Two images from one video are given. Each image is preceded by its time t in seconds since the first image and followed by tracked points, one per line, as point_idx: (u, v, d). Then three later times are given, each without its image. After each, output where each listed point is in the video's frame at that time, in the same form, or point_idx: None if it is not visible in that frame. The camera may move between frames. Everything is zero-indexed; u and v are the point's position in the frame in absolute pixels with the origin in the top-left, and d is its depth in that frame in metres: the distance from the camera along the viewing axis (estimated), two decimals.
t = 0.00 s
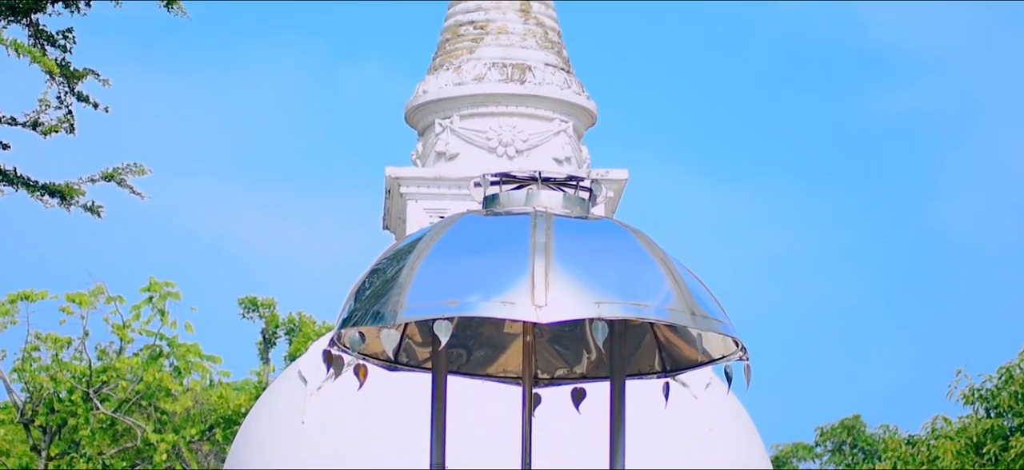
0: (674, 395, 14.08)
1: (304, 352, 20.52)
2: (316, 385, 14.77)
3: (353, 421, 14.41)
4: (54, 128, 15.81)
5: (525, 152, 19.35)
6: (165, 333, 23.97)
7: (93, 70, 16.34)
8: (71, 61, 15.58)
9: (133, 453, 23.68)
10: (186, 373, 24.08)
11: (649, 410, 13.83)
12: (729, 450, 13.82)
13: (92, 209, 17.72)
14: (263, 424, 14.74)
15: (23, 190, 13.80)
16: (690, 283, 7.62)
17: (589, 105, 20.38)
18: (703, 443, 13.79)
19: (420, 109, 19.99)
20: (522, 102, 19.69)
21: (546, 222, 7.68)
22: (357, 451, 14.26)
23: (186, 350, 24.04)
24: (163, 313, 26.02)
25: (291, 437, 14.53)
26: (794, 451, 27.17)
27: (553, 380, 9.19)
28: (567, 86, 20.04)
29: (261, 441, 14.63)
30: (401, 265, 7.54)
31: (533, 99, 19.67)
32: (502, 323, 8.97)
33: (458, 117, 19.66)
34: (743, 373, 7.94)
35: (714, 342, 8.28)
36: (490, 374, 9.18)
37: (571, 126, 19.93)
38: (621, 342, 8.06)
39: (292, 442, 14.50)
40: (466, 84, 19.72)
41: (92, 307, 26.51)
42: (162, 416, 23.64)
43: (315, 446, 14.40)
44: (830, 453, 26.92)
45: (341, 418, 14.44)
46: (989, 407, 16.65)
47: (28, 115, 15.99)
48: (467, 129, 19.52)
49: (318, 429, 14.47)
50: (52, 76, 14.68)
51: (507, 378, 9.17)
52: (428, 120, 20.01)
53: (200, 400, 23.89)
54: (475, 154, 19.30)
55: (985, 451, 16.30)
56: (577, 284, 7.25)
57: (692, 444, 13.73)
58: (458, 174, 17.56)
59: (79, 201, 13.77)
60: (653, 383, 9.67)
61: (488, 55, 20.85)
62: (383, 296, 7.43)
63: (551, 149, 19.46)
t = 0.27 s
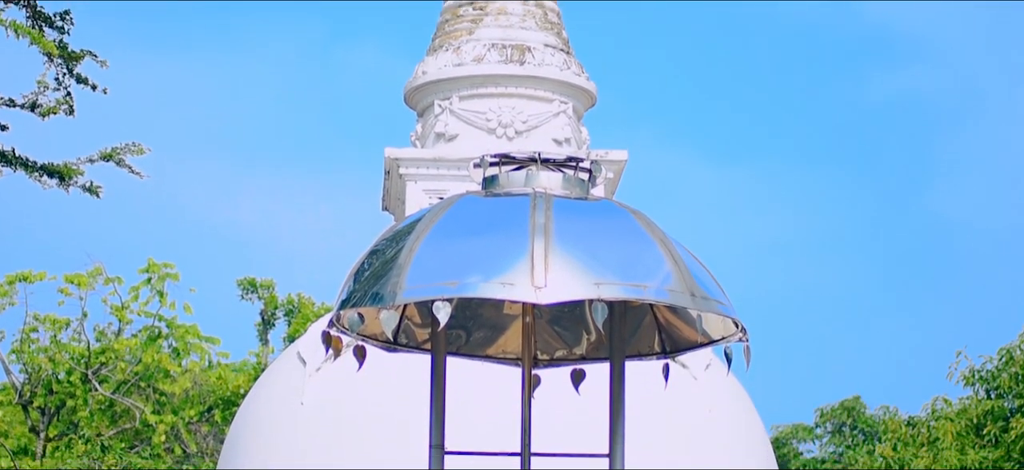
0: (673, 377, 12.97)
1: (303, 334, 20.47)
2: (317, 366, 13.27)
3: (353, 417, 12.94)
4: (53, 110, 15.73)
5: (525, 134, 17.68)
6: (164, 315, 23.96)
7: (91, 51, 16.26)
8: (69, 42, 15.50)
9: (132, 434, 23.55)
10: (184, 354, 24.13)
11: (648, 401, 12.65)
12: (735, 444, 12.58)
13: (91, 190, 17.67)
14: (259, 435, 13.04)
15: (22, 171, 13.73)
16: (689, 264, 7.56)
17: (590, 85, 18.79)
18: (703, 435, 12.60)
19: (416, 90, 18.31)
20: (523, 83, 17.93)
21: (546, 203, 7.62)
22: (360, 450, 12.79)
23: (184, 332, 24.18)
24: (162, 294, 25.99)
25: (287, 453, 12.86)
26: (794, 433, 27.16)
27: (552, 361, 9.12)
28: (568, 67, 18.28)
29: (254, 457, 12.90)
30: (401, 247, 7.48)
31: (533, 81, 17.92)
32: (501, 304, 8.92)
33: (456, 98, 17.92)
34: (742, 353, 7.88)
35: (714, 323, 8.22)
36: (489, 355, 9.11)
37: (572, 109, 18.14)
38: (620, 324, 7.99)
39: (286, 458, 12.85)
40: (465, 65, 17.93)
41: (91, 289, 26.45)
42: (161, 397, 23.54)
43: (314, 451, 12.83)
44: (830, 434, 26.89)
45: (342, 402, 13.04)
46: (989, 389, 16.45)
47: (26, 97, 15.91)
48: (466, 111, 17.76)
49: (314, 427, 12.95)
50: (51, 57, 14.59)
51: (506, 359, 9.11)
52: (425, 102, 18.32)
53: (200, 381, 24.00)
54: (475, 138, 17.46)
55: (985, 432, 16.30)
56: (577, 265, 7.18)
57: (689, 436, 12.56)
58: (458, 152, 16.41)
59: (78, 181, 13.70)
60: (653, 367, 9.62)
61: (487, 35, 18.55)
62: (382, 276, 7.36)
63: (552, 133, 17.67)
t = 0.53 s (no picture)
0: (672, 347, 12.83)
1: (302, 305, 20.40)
2: (316, 338, 12.98)
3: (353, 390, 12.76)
4: (51, 81, 15.63)
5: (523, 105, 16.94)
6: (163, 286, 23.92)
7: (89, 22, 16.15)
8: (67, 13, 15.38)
9: (131, 406, 23.43)
10: (183, 326, 24.13)
11: (649, 375, 12.51)
12: (736, 415, 12.54)
13: (89, 160, 17.58)
14: (257, 407, 12.83)
15: (20, 141, 13.64)
16: (689, 236, 7.49)
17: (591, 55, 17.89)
18: (705, 406, 12.52)
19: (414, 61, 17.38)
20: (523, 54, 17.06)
21: (546, 175, 7.54)
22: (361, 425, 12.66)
23: (183, 302, 24.13)
24: (160, 266, 25.93)
25: (287, 427, 12.68)
26: (794, 405, 27.14)
27: (551, 333, 9.08)
28: (568, 38, 17.37)
29: (253, 431, 12.72)
30: (400, 218, 7.41)
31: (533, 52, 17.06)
32: (501, 275, 8.84)
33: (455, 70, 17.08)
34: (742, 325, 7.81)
35: (714, 294, 8.16)
36: (488, 326, 9.06)
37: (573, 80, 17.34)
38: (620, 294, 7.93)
39: (285, 431, 12.67)
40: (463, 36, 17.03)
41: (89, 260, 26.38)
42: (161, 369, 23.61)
43: (314, 425, 12.67)
44: (830, 406, 26.86)
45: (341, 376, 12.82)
46: (990, 360, 16.57)
47: (24, 68, 15.80)
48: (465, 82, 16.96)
49: (313, 400, 12.75)
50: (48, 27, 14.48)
51: (506, 331, 9.06)
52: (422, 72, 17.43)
53: (199, 353, 23.82)
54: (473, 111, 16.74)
55: (985, 404, 16.21)
56: (577, 236, 7.11)
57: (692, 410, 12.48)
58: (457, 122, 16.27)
59: (77, 151, 13.61)
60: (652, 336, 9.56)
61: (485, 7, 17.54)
62: (381, 248, 7.28)
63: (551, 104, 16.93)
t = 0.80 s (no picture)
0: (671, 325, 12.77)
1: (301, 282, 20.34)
2: (315, 316, 12.81)
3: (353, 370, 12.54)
4: (50, 58, 15.55)
5: (523, 83, 16.78)
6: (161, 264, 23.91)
7: None
8: None
9: (130, 384, 23.33)
10: (182, 304, 24.16)
11: (649, 356, 12.44)
12: (736, 396, 12.48)
13: (88, 137, 17.52)
14: (257, 385, 12.62)
15: (18, 118, 13.57)
16: (689, 213, 7.43)
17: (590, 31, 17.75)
18: (705, 386, 12.45)
19: (412, 39, 17.25)
20: (523, 31, 16.91)
21: (547, 152, 7.48)
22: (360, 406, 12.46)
23: (181, 281, 24.16)
24: (159, 244, 25.90)
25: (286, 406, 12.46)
26: (794, 383, 27.11)
27: (551, 311, 9.03)
28: (568, 15, 17.22)
29: (252, 408, 12.50)
30: (399, 196, 7.35)
31: (533, 29, 16.91)
32: (501, 253, 8.77)
33: (455, 47, 16.94)
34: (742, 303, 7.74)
35: (714, 272, 8.10)
36: (487, 304, 9.01)
37: (572, 58, 17.19)
38: (620, 272, 7.88)
39: (284, 410, 12.45)
40: (463, 12, 16.89)
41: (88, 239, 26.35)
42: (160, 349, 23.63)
43: (313, 404, 12.46)
44: (830, 385, 26.85)
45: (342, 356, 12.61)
46: (990, 339, 16.64)
47: (23, 45, 15.72)
48: (464, 60, 16.83)
49: (313, 379, 12.53)
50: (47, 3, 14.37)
51: (505, 309, 9.00)
52: (421, 50, 17.29)
53: (197, 331, 23.77)
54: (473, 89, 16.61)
55: (985, 383, 16.18)
56: (577, 214, 7.04)
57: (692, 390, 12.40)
58: (457, 100, 16.15)
59: (75, 128, 13.53)
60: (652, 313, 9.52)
61: None
62: (380, 226, 7.21)
63: (551, 82, 16.79)
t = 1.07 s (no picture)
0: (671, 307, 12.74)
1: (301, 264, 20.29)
2: (315, 296, 12.70)
3: (354, 350, 12.38)
4: (48, 38, 15.48)
5: (523, 63, 16.60)
6: (160, 245, 23.89)
7: None
8: None
9: (129, 366, 23.26)
10: (181, 285, 24.19)
11: (649, 337, 12.41)
12: (737, 377, 12.43)
13: (87, 118, 17.46)
14: (256, 367, 12.43)
15: (16, 99, 13.51)
16: (689, 194, 7.38)
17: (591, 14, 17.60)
18: (706, 367, 12.41)
19: (412, 20, 17.12)
20: (522, 11, 16.75)
21: (546, 133, 7.43)
22: (361, 387, 12.25)
23: (181, 262, 24.16)
24: (158, 224, 25.85)
25: (285, 387, 12.23)
26: (794, 365, 27.09)
27: (551, 291, 9.00)
28: None
29: (252, 390, 12.29)
30: (398, 177, 7.29)
31: (533, 9, 16.75)
32: (501, 234, 8.71)
33: (455, 27, 16.79)
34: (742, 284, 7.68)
35: (714, 253, 8.05)
36: (487, 285, 8.96)
37: (572, 39, 17.02)
38: (619, 253, 7.82)
39: (284, 390, 12.22)
40: None
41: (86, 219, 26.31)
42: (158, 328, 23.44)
43: (313, 385, 12.22)
44: (831, 366, 26.82)
45: (342, 336, 12.45)
46: (990, 320, 16.58)
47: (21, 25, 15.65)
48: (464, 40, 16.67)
49: (313, 360, 12.34)
50: None
51: (505, 290, 8.96)
52: (421, 31, 17.16)
53: (196, 313, 23.68)
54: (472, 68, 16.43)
55: (986, 365, 16.14)
56: (576, 195, 6.98)
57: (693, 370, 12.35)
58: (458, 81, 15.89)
59: (74, 109, 13.48)
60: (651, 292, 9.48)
61: None
62: (380, 206, 7.15)
63: (550, 62, 16.61)
